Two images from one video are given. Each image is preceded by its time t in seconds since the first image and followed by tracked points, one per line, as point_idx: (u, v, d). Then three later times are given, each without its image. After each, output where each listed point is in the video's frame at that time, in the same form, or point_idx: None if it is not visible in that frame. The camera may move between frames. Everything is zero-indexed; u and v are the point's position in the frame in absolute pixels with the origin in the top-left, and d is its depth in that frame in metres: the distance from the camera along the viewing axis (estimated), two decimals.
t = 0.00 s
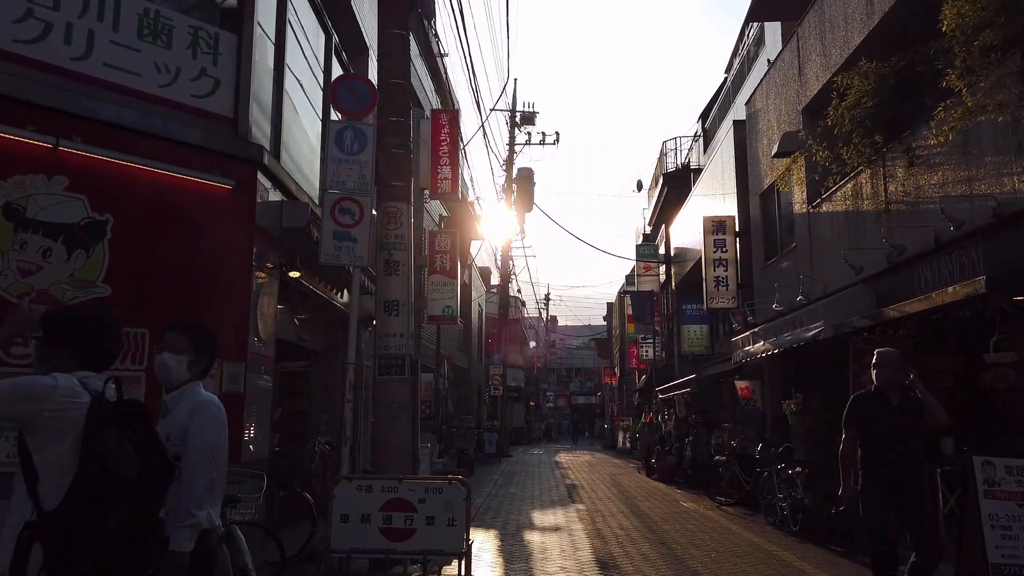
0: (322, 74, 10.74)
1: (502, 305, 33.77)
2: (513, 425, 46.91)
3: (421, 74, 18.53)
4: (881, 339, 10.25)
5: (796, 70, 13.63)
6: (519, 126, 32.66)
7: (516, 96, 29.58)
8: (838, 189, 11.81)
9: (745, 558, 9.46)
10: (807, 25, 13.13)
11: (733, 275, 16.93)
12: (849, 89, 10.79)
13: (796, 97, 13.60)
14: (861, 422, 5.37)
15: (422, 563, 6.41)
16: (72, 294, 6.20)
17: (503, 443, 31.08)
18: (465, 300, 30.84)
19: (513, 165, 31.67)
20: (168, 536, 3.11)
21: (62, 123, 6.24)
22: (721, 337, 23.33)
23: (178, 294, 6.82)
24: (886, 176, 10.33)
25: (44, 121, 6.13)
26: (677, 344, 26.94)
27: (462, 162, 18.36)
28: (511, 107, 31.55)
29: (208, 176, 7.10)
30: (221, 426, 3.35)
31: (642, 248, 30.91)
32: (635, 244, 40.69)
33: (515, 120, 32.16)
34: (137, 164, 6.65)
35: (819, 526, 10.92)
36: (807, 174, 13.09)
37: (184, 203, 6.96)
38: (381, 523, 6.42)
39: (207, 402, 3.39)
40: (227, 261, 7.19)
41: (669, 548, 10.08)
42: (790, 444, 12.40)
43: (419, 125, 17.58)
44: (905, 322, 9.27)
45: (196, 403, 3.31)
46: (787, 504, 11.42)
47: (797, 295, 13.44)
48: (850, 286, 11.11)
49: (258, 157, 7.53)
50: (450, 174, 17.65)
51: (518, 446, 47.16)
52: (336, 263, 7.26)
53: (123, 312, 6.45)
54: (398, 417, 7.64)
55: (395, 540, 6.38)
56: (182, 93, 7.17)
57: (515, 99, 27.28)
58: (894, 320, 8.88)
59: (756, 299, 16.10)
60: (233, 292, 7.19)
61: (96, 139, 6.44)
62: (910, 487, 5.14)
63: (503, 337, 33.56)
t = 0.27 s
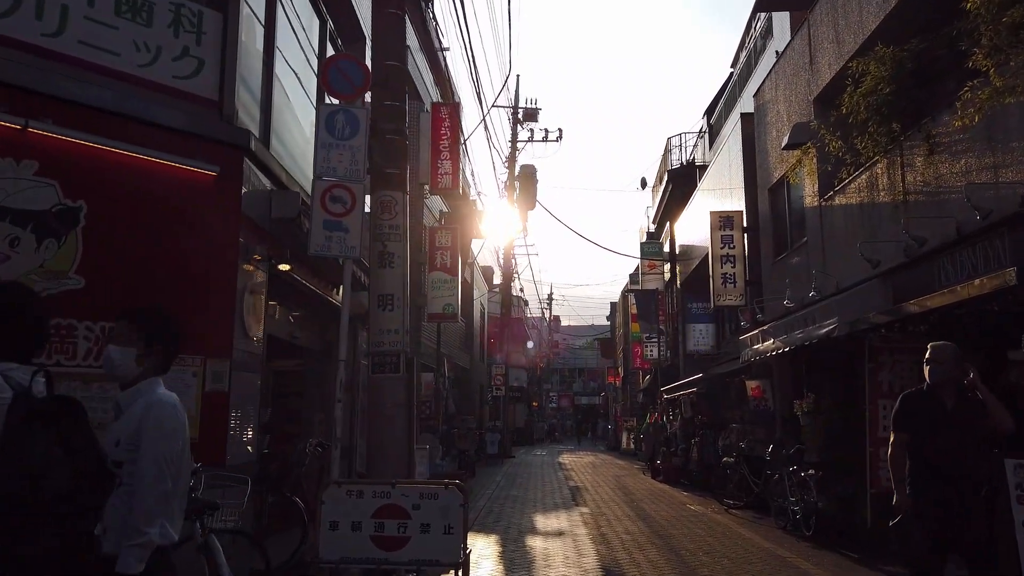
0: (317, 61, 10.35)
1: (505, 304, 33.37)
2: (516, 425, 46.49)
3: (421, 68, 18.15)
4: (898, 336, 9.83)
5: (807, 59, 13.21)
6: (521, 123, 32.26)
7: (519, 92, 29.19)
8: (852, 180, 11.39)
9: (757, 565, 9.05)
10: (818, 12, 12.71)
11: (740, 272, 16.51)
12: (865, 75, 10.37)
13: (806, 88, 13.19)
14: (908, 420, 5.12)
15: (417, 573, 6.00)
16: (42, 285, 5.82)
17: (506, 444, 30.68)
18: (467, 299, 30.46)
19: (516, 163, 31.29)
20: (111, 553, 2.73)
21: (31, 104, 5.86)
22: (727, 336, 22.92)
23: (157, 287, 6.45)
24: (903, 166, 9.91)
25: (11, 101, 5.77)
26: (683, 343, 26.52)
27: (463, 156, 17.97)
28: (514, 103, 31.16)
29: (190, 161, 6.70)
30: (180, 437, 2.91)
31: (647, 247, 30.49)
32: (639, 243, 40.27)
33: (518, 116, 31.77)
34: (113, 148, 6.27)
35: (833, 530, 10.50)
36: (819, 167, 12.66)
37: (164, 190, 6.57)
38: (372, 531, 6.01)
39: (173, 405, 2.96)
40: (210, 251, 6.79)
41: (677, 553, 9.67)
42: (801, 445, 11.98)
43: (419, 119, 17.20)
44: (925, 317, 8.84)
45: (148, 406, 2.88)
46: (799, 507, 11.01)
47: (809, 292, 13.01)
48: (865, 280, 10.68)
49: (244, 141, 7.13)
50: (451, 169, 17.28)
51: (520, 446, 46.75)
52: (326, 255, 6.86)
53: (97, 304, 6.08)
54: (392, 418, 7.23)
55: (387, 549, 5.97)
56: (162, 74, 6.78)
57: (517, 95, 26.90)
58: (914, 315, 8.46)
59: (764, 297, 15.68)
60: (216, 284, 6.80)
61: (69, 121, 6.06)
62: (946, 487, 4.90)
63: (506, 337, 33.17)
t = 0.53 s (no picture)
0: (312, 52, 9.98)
1: (508, 305, 32.99)
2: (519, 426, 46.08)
3: (421, 62, 17.80)
4: (917, 336, 9.42)
5: (818, 51, 12.82)
6: (524, 121, 31.89)
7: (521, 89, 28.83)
8: (866, 174, 10.99)
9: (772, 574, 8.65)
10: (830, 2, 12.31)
11: (749, 270, 16.11)
12: (881, 64, 9.98)
13: (818, 79, 12.79)
14: (957, 423, 4.22)
15: None
16: (14, 283, 5.46)
17: (509, 446, 30.30)
18: (470, 299, 30.07)
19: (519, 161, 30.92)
20: None
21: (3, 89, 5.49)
22: (734, 336, 22.51)
23: (142, 282, 6.14)
24: (922, 158, 9.51)
25: None
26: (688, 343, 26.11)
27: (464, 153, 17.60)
28: (516, 101, 30.80)
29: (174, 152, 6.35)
30: (127, 461, 2.73)
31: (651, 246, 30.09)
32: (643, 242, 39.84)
33: (520, 114, 31.41)
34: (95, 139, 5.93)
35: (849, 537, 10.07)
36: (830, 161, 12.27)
37: (150, 182, 6.26)
38: (365, 545, 5.63)
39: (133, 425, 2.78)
40: (197, 245, 6.47)
41: (687, 561, 9.29)
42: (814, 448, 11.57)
43: (419, 115, 16.84)
44: (948, 315, 8.45)
45: (90, 417, 2.70)
46: (812, 513, 10.58)
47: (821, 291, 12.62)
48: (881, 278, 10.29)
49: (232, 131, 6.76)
50: (452, 166, 16.93)
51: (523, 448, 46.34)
52: (318, 251, 6.48)
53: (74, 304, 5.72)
54: (389, 423, 6.85)
55: (380, 564, 5.59)
56: (145, 60, 6.42)
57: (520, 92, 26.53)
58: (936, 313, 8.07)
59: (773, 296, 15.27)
60: (204, 281, 6.48)
61: (47, 109, 5.71)
62: None
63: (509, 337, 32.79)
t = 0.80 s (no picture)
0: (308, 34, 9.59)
1: (512, 303, 32.60)
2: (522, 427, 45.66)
3: (423, 54, 17.44)
4: (941, 329, 9.01)
5: (833, 36, 12.39)
6: (528, 117, 31.51)
7: (525, 85, 28.45)
8: (885, 163, 10.56)
9: None
10: None
11: (759, 265, 15.70)
12: (902, 46, 9.56)
13: (832, 66, 12.37)
14: None
15: None
16: None
17: (513, 446, 29.89)
18: (473, 297, 29.69)
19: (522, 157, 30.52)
20: None
21: None
22: (742, 334, 22.06)
23: (142, 271, 5.88)
24: (946, 144, 9.09)
25: None
26: (695, 341, 25.68)
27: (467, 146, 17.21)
28: (520, 97, 30.42)
29: (156, 131, 6.00)
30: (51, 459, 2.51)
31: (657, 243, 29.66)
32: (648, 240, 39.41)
33: (524, 110, 31.01)
34: (91, 120, 5.67)
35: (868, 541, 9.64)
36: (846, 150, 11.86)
37: (145, 166, 5.99)
38: (359, 550, 5.22)
39: (57, 420, 2.53)
40: (194, 232, 6.19)
41: (700, 566, 8.89)
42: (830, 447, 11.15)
43: (420, 106, 16.45)
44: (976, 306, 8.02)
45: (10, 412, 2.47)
46: (830, 515, 10.15)
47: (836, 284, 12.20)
48: (902, 270, 9.86)
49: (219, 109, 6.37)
50: (454, 158, 16.55)
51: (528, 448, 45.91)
52: (310, 236, 6.09)
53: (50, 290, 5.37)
54: (386, 419, 6.45)
55: (375, 572, 5.18)
56: (125, 32, 6.02)
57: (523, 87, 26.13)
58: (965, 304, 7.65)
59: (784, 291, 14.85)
60: (196, 266, 6.17)
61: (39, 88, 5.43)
62: None
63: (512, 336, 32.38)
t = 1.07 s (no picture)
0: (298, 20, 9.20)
1: (512, 302, 32.26)
2: (523, 427, 45.36)
3: (421, 46, 17.02)
4: (961, 327, 8.61)
5: (844, 25, 12.00)
6: (529, 114, 31.11)
7: (526, 81, 28.05)
8: (900, 154, 10.16)
9: None
10: None
11: (766, 262, 15.30)
12: (918, 32, 9.16)
13: (844, 56, 11.97)
14: None
15: None
16: None
17: (513, 447, 29.49)
18: (473, 296, 29.29)
19: (523, 154, 30.15)
20: None
21: None
22: (748, 333, 21.67)
23: (144, 273, 5.84)
24: (966, 134, 8.69)
25: None
26: (698, 341, 25.26)
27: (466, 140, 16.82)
28: (521, 94, 30.01)
29: (130, 113, 5.80)
30: None
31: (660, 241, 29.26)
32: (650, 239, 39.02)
33: (525, 106, 30.67)
34: (74, 104, 5.54)
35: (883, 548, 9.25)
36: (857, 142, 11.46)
37: (145, 161, 5.91)
38: (345, 564, 4.82)
39: None
40: (180, 221, 6.05)
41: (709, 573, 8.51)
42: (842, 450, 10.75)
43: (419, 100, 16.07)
44: (1001, 303, 7.63)
45: None
46: (843, 521, 9.76)
47: (847, 281, 11.81)
48: (918, 266, 9.47)
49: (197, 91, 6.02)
50: (453, 154, 15.93)
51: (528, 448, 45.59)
52: (294, 226, 5.68)
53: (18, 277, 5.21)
54: (379, 422, 6.05)
55: None
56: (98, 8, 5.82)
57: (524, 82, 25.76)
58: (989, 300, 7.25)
59: (792, 289, 14.45)
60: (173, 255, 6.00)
61: (41, 75, 5.40)
62: None
63: (513, 335, 32.07)
